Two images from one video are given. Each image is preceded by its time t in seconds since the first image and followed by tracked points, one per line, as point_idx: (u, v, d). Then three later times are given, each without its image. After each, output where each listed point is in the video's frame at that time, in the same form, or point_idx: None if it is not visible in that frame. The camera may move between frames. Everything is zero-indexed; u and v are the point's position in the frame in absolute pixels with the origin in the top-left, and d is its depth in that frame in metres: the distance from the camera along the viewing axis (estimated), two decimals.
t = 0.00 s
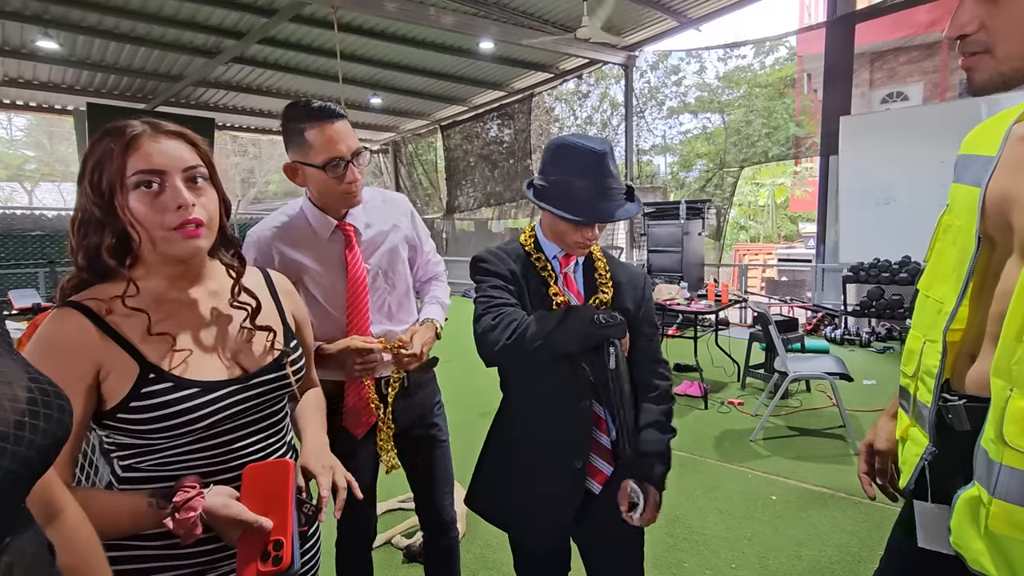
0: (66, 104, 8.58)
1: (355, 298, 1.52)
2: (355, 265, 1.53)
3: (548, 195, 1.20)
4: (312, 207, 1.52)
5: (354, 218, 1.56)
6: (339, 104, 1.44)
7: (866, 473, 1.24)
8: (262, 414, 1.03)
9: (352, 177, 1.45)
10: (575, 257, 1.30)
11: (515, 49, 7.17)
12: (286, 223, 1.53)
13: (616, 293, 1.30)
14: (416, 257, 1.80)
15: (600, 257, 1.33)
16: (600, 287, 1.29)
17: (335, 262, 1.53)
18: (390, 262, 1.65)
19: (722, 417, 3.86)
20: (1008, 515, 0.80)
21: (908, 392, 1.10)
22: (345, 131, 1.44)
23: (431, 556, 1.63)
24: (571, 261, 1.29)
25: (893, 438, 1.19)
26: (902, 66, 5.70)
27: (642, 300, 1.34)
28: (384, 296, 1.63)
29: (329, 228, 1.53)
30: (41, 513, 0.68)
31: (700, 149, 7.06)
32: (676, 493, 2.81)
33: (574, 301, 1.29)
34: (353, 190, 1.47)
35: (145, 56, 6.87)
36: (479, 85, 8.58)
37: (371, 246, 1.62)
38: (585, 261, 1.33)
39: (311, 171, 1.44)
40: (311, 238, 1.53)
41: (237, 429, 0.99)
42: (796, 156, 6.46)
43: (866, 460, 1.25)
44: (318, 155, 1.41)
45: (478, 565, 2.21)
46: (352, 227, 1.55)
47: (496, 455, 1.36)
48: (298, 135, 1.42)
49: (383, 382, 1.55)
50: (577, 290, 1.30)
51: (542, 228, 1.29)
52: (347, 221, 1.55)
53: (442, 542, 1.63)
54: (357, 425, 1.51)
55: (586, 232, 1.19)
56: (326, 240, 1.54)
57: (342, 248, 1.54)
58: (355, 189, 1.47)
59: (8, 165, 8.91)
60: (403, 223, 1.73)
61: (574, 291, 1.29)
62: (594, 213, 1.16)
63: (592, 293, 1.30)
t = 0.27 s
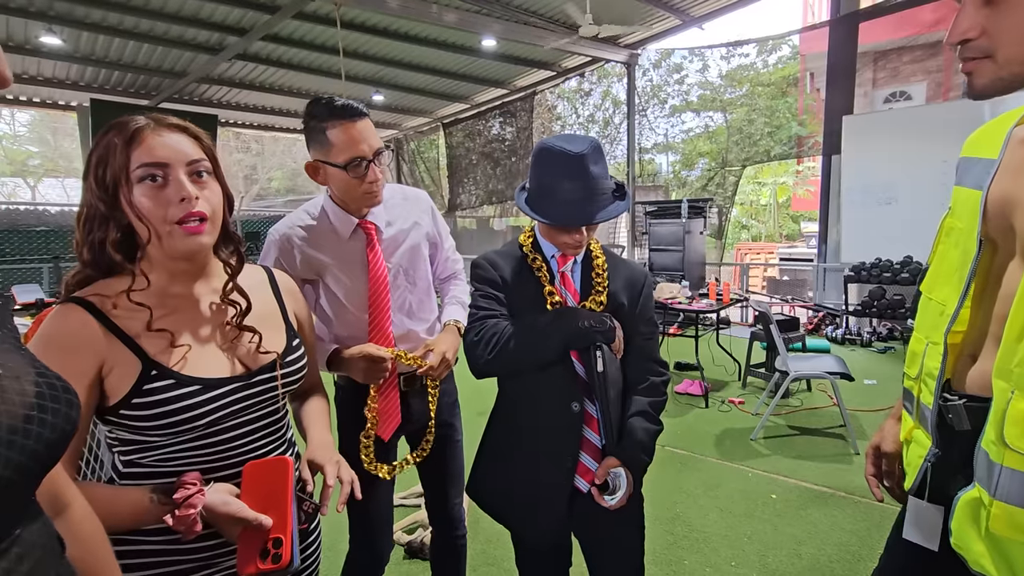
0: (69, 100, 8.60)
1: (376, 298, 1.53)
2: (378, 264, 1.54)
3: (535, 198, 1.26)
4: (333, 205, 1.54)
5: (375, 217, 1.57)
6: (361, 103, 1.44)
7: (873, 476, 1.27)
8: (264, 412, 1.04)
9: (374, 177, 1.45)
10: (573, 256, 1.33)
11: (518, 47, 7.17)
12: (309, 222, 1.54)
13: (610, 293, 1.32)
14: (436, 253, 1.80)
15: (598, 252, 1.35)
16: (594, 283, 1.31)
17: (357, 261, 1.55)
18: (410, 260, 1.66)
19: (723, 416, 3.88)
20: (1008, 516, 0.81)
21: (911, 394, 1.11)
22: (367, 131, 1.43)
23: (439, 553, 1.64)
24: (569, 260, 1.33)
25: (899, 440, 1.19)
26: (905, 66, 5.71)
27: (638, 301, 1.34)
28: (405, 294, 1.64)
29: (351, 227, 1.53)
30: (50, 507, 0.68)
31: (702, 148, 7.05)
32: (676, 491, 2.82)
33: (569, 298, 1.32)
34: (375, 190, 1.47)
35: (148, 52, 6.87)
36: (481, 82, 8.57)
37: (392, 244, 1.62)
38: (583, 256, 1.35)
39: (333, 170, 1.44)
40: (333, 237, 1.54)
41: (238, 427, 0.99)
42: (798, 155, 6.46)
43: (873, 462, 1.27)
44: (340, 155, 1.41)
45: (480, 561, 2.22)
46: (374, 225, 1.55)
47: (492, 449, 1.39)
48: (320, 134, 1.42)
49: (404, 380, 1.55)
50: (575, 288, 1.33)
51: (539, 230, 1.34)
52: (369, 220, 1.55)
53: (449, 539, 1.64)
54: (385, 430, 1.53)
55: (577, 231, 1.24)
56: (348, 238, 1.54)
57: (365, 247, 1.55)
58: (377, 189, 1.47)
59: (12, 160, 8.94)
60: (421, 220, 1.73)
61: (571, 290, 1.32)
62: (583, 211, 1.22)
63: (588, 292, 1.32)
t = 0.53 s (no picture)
0: (69, 96, 8.57)
1: (365, 297, 1.51)
2: (366, 265, 1.53)
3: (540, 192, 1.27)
4: (316, 201, 1.51)
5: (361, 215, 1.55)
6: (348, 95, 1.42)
7: (874, 474, 1.26)
8: (264, 413, 1.03)
9: (362, 174, 1.44)
10: (577, 253, 1.32)
11: (519, 43, 7.15)
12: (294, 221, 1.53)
13: (613, 289, 1.31)
14: (420, 246, 1.79)
15: (603, 248, 1.35)
16: (598, 274, 1.32)
17: (344, 259, 1.53)
18: (398, 255, 1.65)
19: (723, 414, 3.88)
20: (1010, 510, 0.81)
21: (913, 392, 1.10)
22: (355, 126, 1.42)
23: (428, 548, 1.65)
24: (573, 257, 1.32)
25: (901, 439, 1.19)
26: (907, 64, 5.68)
27: (645, 294, 1.33)
28: (393, 292, 1.63)
29: (336, 225, 1.52)
30: (48, 501, 0.68)
31: (703, 146, 7.04)
32: (676, 488, 2.83)
33: (573, 296, 1.32)
34: (362, 187, 1.46)
35: (148, 48, 6.85)
36: (482, 79, 8.56)
37: (379, 241, 1.61)
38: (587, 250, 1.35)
39: (318, 167, 1.42)
40: (319, 234, 1.53)
41: (237, 425, 0.98)
42: (799, 153, 6.45)
43: (873, 461, 1.27)
44: (326, 151, 1.39)
45: (478, 558, 2.22)
46: (360, 223, 1.54)
47: (494, 441, 1.39)
48: (305, 127, 1.40)
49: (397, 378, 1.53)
50: (580, 286, 1.33)
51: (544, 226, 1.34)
52: (355, 218, 1.54)
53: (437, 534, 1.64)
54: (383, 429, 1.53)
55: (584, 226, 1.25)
56: (334, 235, 1.53)
57: (350, 245, 1.53)
58: (364, 186, 1.46)
59: (11, 155, 8.93)
60: (408, 214, 1.71)
61: (574, 287, 1.32)
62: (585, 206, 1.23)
63: (592, 287, 1.33)
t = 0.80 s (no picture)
0: (67, 92, 8.54)
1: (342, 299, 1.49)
2: (339, 260, 1.50)
3: (533, 184, 1.28)
4: (285, 198, 1.47)
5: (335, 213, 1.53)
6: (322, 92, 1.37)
7: (866, 469, 1.24)
8: (255, 415, 1.02)
9: (335, 175, 1.41)
10: (574, 248, 1.33)
11: (519, 40, 7.12)
12: (267, 219, 1.49)
13: (608, 287, 1.30)
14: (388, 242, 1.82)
15: (603, 243, 1.35)
16: (596, 268, 1.31)
17: (318, 257, 1.51)
18: (372, 252, 1.66)
19: (722, 412, 3.87)
20: (1007, 505, 0.80)
21: (910, 388, 1.09)
22: (329, 124, 1.38)
23: (410, 546, 1.67)
24: (570, 252, 1.33)
25: (894, 435, 1.18)
26: (908, 62, 5.66)
27: (644, 289, 1.31)
28: (368, 290, 1.63)
29: (310, 224, 1.49)
30: (34, 499, 0.67)
31: (703, 144, 7.01)
32: (675, 487, 2.82)
33: (568, 293, 1.32)
34: (335, 185, 1.43)
35: (146, 43, 6.82)
36: (482, 76, 8.53)
37: (353, 238, 1.61)
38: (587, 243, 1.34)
39: (289, 165, 1.38)
40: (290, 232, 1.49)
41: (227, 427, 0.97)
42: (799, 151, 6.43)
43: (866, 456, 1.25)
44: (297, 150, 1.35)
45: (476, 556, 2.22)
46: (334, 222, 1.52)
47: (504, 434, 1.40)
48: (273, 124, 1.35)
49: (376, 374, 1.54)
50: (575, 282, 1.32)
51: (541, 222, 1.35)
52: (329, 216, 1.52)
53: (413, 530, 1.66)
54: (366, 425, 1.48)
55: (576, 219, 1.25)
56: (308, 233, 1.50)
57: (324, 242, 1.51)
58: (337, 184, 1.43)
59: (9, 152, 8.89)
60: (382, 210, 1.74)
61: (570, 282, 1.32)
62: (577, 197, 1.23)
63: (588, 284, 1.32)
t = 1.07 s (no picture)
0: (66, 89, 8.53)
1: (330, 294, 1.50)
2: (327, 257, 1.51)
3: (531, 183, 1.29)
4: (269, 194, 1.48)
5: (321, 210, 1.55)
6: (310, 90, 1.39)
7: (867, 467, 1.26)
8: (251, 409, 1.04)
9: (321, 173, 1.42)
10: (574, 246, 1.34)
11: (518, 38, 7.12)
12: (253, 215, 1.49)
13: (607, 286, 1.32)
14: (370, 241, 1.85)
15: (603, 242, 1.36)
16: (596, 265, 1.33)
17: (307, 253, 1.52)
18: (354, 248, 1.69)
19: (721, 410, 3.88)
20: (993, 500, 0.81)
21: (904, 385, 1.10)
22: (317, 123, 1.40)
23: (403, 544, 1.68)
24: (569, 250, 1.34)
25: (892, 432, 1.20)
26: (906, 62, 5.68)
27: (643, 289, 1.32)
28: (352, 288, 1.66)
29: (295, 220, 1.50)
30: (28, 497, 0.68)
31: (702, 143, 7.02)
32: (673, 484, 2.84)
33: (566, 291, 1.33)
34: (323, 184, 1.44)
35: (145, 41, 6.81)
36: (482, 74, 8.54)
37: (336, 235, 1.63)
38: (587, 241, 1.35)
39: (276, 161, 1.39)
40: (274, 229, 1.49)
41: (228, 421, 0.98)
42: (797, 151, 6.42)
43: (866, 454, 1.27)
44: (285, 147, 1.36)
45: (475, 553, 2.23)
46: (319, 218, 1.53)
47: (504, 432, 1.41)
48: (261, 121, 1.35)
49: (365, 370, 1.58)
50: (574, 280, 1.34)
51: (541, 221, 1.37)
52: (314, 213, 1.53)
53: (408, 526, 1.68)
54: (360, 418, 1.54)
55: (575, 219, 1.26)
56: (295, 230, 1.51)
57: (311, 237, 1.52)
58: (325, 183, 1.44)
59: (8, 149, 8.88)
60: (363, 209, 1.78)
61: (569, 281, 1.33)
62: (575, 197, 1.23)
63: (586, 282, 1.33)
